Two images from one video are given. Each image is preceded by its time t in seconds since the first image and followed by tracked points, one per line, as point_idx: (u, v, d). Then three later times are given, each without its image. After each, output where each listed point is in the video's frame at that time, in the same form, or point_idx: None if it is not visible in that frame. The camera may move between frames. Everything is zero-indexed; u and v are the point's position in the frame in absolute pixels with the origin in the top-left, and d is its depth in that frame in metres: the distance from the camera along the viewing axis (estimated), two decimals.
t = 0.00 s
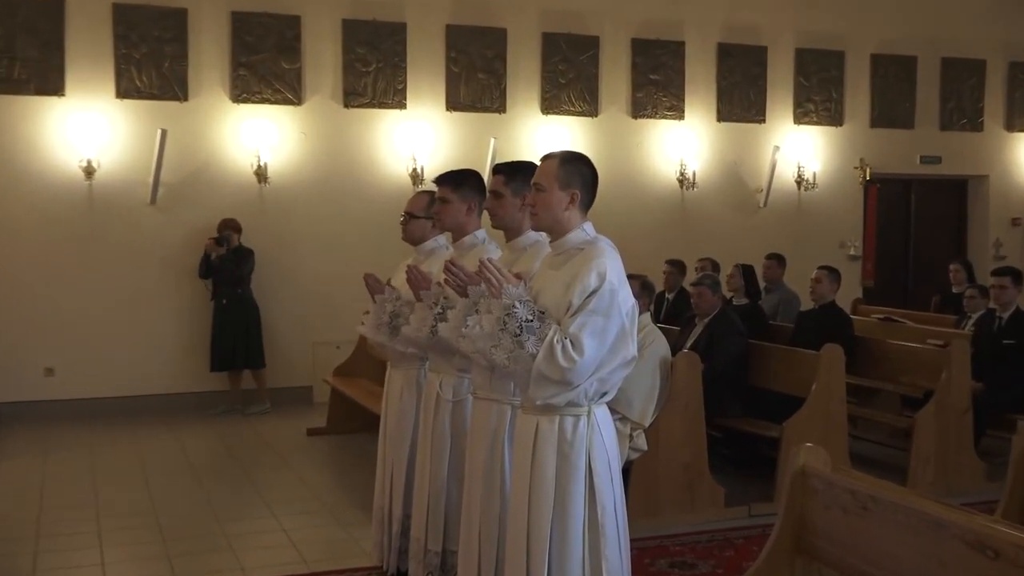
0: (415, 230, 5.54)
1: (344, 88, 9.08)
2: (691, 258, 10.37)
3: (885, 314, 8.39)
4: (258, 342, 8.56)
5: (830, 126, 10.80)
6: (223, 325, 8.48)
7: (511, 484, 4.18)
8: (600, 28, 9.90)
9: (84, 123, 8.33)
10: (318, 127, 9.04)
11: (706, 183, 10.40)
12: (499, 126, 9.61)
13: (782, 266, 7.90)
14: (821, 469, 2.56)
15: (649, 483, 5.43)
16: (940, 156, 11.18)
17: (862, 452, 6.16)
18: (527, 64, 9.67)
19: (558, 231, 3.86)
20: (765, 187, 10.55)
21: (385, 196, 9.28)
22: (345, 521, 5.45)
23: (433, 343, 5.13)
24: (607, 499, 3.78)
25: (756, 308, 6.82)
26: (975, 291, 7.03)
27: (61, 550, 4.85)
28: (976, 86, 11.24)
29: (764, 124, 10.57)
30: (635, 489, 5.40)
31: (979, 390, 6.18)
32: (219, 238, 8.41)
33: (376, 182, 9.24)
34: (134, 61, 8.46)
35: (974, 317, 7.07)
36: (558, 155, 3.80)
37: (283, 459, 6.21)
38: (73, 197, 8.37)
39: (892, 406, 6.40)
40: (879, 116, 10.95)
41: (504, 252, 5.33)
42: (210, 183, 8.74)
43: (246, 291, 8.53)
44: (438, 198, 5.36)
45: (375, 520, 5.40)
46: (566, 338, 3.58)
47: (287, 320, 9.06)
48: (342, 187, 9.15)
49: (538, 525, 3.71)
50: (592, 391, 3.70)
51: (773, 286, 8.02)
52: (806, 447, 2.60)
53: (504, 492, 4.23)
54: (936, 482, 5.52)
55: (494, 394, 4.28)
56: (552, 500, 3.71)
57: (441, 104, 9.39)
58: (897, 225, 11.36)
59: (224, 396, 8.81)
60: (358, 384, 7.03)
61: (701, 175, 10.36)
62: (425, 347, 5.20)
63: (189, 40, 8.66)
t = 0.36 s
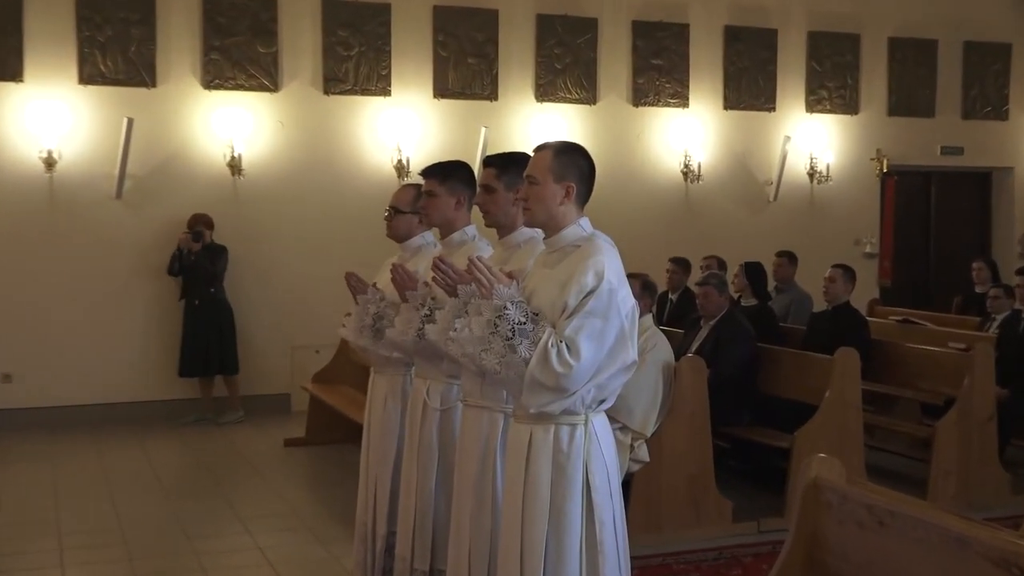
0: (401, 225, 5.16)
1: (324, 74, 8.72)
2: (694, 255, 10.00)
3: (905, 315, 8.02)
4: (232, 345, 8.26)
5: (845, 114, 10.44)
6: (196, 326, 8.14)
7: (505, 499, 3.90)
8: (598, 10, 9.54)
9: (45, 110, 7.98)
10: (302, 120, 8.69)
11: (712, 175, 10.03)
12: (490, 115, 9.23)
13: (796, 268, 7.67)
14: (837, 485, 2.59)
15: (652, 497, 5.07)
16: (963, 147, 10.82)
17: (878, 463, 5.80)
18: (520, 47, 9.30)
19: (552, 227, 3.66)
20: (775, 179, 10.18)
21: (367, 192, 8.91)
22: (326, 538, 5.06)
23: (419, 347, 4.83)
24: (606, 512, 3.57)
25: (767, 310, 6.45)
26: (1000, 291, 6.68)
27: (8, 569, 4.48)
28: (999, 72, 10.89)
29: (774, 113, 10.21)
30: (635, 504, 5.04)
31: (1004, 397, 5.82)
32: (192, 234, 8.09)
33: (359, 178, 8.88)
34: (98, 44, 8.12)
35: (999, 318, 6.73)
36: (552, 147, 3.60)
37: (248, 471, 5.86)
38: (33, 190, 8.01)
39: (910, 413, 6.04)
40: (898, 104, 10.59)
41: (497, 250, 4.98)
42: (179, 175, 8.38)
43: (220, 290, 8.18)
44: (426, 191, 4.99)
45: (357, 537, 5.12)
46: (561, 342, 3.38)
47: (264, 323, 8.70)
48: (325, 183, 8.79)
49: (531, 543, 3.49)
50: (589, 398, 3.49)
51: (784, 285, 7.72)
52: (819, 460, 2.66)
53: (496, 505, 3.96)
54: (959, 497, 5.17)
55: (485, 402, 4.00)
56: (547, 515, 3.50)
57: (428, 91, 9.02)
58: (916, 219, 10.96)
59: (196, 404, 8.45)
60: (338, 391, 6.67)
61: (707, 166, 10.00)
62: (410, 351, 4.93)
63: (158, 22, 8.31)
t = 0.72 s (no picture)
0: (392, 220, 4.83)
1: (308, 59, 8.40)
2: (702, 253, 9.65)
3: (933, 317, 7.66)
4: (209, 348, 7.91)
5: (868, 102, 10.09)
6: (171, 328, 7.82)
7: (500, 513, 3.82)
8: None
9: (11, 99, 7.66)
10: (289, 112, 8.38)
11: (724, 168, 9.68)
12: (486, 103, 8.90)
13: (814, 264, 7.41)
14: (858, 499, 2.41)
15: (661, 512, 4.74)
16: (995, 136, 10.42)
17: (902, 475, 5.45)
18: (518, 32, 8.98)
19: (553, 222, 3.45)
20: (792, 170, 9.84)
21: (353, 185, 8.58)
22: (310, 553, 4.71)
23: (411, 351, 4.53)
24: (611, 530, 3.33)
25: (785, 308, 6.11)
26: None
27: None
28: None
29: (790, 100, 9.86)
30: (642, 520, 4.72)
31: None
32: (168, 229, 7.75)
33: (346, 173, 8.56)
34: (67, 26, 7.80)
35: None
36: (552, 137, 3.41)
37: (213, 484, 5.52)
38: None
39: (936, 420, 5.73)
40: (925, 91, 10.23)
41: (494, 247, 4.67)
42: (152, 166, 8.05)
43: (197, 292, 7.87)
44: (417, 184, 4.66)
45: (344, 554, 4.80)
46: (563, 345, 3.16)
47: (245, 325, 8.37)
48: (310, 177, 8.47)
49: (531, 563, 3.25)
50: (594, 408, 3.26)
51: (803, 284, 7.46)
52: (839, 470, 2.46)
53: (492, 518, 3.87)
54: (992, 512, 4.84)
55: (482, 410, 3.95)
56: (548, 534, 3.26)
57: (421, 78, 8.69)
58: (945, 210, 10.45)
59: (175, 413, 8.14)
60: (324, 399, 6.35)
61: (719, 158, 9.65)
62: (401, 356, 4.62)
63: (131, 4, 7.99)
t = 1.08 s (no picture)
0: (387, 214, 4.52)
1: (297, 42, 8.09)
2: (717, 250, 9.30)
3: (965, 318, 7.37)
4: (191, 351, 7.60)
5: (897, 89, 9.79)
6: (151, 330, 7.50)
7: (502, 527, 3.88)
8: None
9: None
10: (278, 103, 8.08)
11: (742, 161, 9.35)
12: (486, 89, 8.58)
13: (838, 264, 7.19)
14: (885, 516, 2.36)
15: (674, 528, 4.43)
16: None
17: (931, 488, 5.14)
18: (521, 16, 8.64)
19: (558, 217, 3.40)
20: (815, 162, 9.51)
21: (344, 177, 8.27)
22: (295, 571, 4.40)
23: (406, 356, 4.24)
24: (620, 544, 3.32)
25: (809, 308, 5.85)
26: None
27: None
28: None
29: (813, 87, 9.54)
30: (656, 536, 4.40)
31: None
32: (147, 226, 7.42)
33: (336, 168, 8.24)
34: (37, 9, 7.52)
35: None
36: (556, 128, 3.34)
37: (184, 498, 5.21)
38: None
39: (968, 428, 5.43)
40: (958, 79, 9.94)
41: (496, 245, 4.36)
42: (128, 158, 7.75)
43: (177, 292, 7.57)
44: (414, 176, 4.35)
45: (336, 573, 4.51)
46: (569, 349, 3.14)
47: (230, 326, 8.07)
48: (297, 171, 8.15)
49: None
50: (600, 414, 3.24)
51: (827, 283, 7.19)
52: (865, 485, 2.41)
53: (492, 535, 3.97)
54: None
55: (482, 417, 3.96)
56: (553, 549, 3.26)
57: (417, 62, 8.38)
58: (979, 200, 10.09)
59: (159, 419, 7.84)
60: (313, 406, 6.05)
61: (736, 149, 9.31)
62: (397, 362, 4.32)
63: None
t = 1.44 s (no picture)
0: (380, 207, 4.23)
1: (282, 25, 7.80)
2: (730, 247, 8.99)
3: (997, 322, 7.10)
4: (170, 356, 7.29)
5: (927, 74, 9.41)
6: (127, 334, 7.19)
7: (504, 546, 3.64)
8: None
9: None
10: (264, 95, 7.78)
11: (761, 152, 9.02)
12: (486, 76, 8.26)
13: (864, 263, 6.91)
14: (911, 528, 2.20)
15: (687, 546, 4.14)
16: None
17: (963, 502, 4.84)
18: None
19: (564, 211, 3.16)
20: (839, 154, 9.18)
21: (331, 169, 7.96)
22: None
23: (401, 361, 3.96)
24: (631, 565, 3.06)
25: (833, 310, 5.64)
26: None
27: None
28: None
29: (837, 72, 9.20)
30: (669, 556, 4.14)
31: None
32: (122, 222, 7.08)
33: (324, 166, 7.94)
34: None
35: None
36: (563, 117, 3.12)
37: (160, 513, 4.93)
38: None
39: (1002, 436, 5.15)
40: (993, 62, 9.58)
41: (496, 242, 4.05)
42: (102, 148, 7.46)
43: (155, 292, 7.25)
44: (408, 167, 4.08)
45: None
46: (575, 354, 2.89)
47: (212, 329, 7.77)
48: (280, 166, 7.85)
49: None
50: (610, 425, 2.99)
51: (851, 283, 6.96)
52: (892, 498, 2.25)
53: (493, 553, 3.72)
54: None
55: (481, 428, 3.69)
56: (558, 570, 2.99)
57: (412, 46, 8.08)
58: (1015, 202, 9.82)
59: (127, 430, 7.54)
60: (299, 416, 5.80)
61: (754, 138, 8.97)
62: (391, 367, 4.03)
63: None
